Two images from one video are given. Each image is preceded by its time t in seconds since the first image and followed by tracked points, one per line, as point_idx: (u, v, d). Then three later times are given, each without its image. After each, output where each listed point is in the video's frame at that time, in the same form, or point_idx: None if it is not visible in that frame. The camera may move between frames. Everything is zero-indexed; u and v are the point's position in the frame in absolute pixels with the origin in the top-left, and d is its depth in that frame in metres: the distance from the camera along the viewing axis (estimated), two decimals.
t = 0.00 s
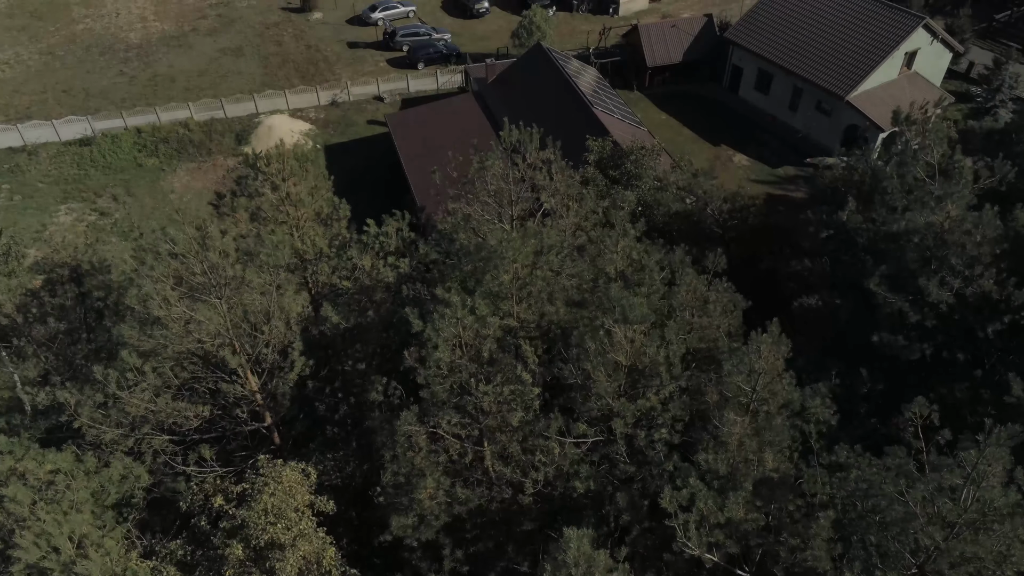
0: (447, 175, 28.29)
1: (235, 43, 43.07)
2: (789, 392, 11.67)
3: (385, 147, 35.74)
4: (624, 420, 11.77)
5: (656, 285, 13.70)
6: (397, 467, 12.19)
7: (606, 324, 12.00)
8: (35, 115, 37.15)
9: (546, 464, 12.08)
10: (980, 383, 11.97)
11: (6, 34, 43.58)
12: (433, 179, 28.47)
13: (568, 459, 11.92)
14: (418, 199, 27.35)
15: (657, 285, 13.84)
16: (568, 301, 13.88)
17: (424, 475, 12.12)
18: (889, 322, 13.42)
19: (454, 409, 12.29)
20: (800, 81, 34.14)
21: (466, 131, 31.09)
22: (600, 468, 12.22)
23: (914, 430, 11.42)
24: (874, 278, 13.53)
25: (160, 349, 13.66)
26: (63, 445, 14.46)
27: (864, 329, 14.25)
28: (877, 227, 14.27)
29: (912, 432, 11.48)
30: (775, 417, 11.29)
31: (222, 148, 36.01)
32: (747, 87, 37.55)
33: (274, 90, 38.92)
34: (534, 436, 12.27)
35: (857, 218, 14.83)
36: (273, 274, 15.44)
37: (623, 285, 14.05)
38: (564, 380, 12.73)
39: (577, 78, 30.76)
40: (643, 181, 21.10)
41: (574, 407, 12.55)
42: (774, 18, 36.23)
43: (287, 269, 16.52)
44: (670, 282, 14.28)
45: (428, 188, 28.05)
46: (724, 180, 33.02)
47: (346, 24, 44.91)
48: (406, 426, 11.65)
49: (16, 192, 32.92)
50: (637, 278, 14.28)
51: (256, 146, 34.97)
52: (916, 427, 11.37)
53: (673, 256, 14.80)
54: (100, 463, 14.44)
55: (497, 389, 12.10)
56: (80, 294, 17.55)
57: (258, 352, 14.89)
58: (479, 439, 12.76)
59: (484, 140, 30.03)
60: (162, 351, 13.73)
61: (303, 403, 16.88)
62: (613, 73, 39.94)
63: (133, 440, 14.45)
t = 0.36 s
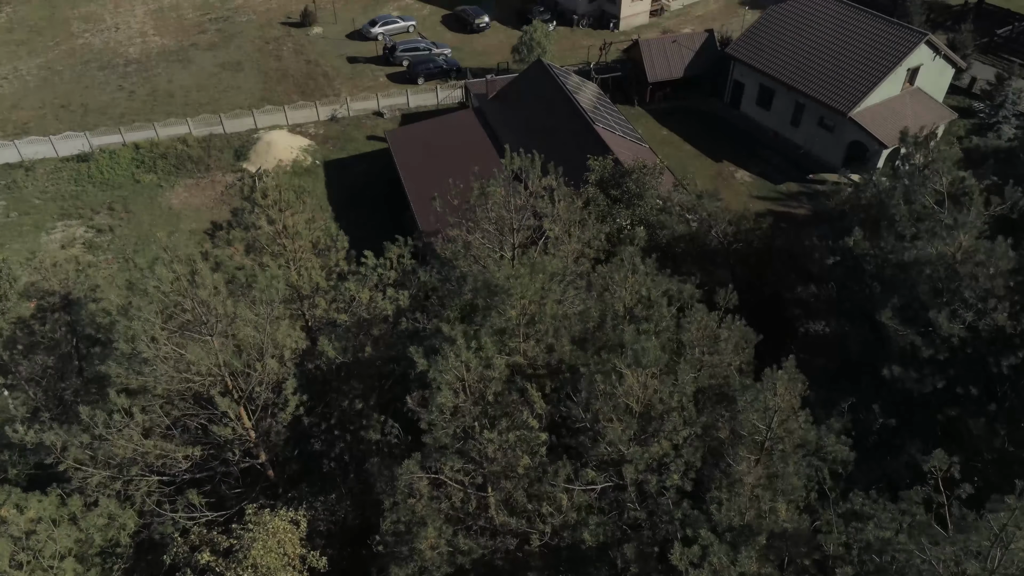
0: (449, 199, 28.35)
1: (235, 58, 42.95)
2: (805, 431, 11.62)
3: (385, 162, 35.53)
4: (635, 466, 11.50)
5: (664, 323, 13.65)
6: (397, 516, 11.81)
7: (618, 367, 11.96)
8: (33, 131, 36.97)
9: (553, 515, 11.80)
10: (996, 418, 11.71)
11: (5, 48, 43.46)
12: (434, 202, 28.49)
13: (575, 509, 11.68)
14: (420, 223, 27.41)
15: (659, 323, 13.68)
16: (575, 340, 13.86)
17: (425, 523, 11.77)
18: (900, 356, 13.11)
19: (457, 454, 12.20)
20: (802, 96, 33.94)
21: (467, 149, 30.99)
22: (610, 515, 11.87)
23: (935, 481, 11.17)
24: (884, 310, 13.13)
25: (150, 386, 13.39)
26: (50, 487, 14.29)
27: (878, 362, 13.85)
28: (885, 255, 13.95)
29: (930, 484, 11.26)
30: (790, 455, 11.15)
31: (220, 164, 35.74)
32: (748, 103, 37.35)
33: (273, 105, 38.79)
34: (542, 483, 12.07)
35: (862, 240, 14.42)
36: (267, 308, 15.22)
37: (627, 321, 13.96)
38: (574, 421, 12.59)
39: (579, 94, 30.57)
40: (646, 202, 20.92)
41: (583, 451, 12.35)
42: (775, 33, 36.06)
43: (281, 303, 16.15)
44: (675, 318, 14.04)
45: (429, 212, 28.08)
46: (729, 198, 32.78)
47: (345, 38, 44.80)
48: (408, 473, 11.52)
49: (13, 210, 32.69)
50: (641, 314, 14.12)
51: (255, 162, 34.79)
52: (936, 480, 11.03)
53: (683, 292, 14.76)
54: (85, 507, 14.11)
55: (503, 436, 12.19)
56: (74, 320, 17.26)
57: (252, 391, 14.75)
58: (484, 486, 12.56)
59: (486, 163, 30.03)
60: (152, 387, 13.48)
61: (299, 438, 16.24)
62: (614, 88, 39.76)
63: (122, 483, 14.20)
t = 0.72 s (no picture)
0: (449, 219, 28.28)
1: (234, 73, 42.78)
2: (823, 472, 11.30)
3: (384, 179, 35.28)
4: (645, 518, 11.02)
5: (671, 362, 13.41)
6: (397, 569, 11.52)
7: (630, 416, 11.68)
8: (30, 147, 36.75)
9: (560, 569, 11.30)
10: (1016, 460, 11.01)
11: (4, 63, 43.30)
12: (434, 221, 28.39)
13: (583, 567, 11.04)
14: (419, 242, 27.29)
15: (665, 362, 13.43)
16: (578, 381, 13.76)
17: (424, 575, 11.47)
18: (911, 394, 12.88)
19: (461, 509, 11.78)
20: (804, 112, 33.73)
21: (467, 168, 30.82)
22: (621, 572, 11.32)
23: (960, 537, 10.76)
24: (892, 346, 13.00)
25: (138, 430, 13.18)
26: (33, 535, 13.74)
27: (886, 399, 13.64)
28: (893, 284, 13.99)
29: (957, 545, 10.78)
30: (808, 498, 10.84)
31: (218, 180, 35.46)
32: (749, 118, 37.14)
33: (272, 121, 38.59)
34: (548, 538, 11.62)
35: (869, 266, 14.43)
36: (260, 345, 14.93)
37: (635, 355, 13.72)
38: (581, 467, 12.45)
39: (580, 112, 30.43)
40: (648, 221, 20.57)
41: (593, 502, 11.93)
42: (776, 48, 35.89)
43: (275, 343, 15.84)
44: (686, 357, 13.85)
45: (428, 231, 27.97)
46: (732, 216, 32.44)
47: (345, 53, 44.66)
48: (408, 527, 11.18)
49: (8, 227, 32.40)
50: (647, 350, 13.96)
51: (253, 179, 34.66)
52: (963, 538, 10.73)
53: (691, 332, 14.54)
54: (71, 554, 13.59)
55: (507, 490, 11.70)
56: (66, 346, 16.91)
57: (244, 435, 14.50)
58: (488, 538, 12.13)
59: (487, 181, 29.92)
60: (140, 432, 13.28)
61: (296, 477, 16.34)
62: (614, 104, 39.55)
63: (110, 531, 13.79)
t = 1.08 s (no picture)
0: (449, 237, 28.10)
1: (232, 88, 42.56)
2: (844, 522, 11.03)
3: (384, 196, 35.00)
4: None
5: (676, 403, 13.13)
6: None
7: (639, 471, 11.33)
8: (26, 163, 36.43)
9: None
10: None
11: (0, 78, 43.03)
12: (434, 239, 28.19)
13: None
14: (419, 261, 27.13)
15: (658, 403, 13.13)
16: (578, 425, 13.68)
17: None
18: (923, 434, 12.72)
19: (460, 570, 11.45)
20: (806, 129, 33.49)
21: (467, 186, 30.56)
22: None
23: None
24: (902, 386, 12.80)
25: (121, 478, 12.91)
26: None
27: (897, 433, 13.56)
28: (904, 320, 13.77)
29: None
30: (825, 550, 10.47)
31: (215, 197, 35.08)
32: (751, 134, 36.90)
33: (270, 137, 38.33)
34: None
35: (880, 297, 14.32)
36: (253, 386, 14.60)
37: (641, 395, 13.32)
38: (589, 514, 12.30)
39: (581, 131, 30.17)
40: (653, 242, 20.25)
41: (600, 561, 11.50)
42: (778, 64, 35.67)
43: (266, 394, 15.38)
44: (693, 398, 13.61)
45: (427, 250, 27.78)
46: (733, 234, 32.06)
47: (344, 68, 44.45)
48: None
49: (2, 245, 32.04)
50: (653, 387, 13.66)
51: (250, 195, 34.37)
52: None
53: (697, 375, 14.20)
54: None
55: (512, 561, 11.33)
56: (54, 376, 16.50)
57: (235, 482, 14.40)
58: None
59: (488, 198, 29.69)
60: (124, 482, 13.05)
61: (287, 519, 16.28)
62: (615, 119, 39.28)
63: None
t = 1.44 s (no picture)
0: (448, 255, 27.73)
1: (230, 103, 42.33)
2: None
3: (382, 213, 34.66)
4: None
5: (682, 451, 12.83)
6: None
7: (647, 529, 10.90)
8: (22, 179, 36.11)
9: None
10: None
11: None
12: (432, 257, 27.82)
13: None
14: (417, 281, 26.76)
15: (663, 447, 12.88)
16: (578, 473, 13.39)
17: None
18: (936, 478, 12.29)
19: None
20: (808, 145, 33.21)
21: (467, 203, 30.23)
22: None
23: None
24: (915, 429, 12.54)
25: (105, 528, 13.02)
26: None
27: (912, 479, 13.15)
28: (919, 353, 13.38)
29: None
30: None
31: (212, 214, 34.70)
32: (752, 150, 36.62)
33: (268, 153, 38.06)
34: None
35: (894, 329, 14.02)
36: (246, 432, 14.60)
37: (645, 440, 12.96)
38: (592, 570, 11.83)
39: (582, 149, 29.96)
40: (658, 266, 20.05)
41: None
42: (779, 80, 35.44)
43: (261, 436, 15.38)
44: (698, 444, 13.36)
45: (425, 268, 27.42)
46: (735, 252, 31.67)
47: (343, 83, 44.23)
48: None
49: None
50: (659, 434, 13.40)
51: (247, 212, 34.06)
52: None
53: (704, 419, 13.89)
54: None
55: None
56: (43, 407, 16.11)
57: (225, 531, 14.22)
58: None
59: (487, 216, 29.32)
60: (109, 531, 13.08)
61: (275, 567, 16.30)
62: (615, 135, 38.95)
63: None
